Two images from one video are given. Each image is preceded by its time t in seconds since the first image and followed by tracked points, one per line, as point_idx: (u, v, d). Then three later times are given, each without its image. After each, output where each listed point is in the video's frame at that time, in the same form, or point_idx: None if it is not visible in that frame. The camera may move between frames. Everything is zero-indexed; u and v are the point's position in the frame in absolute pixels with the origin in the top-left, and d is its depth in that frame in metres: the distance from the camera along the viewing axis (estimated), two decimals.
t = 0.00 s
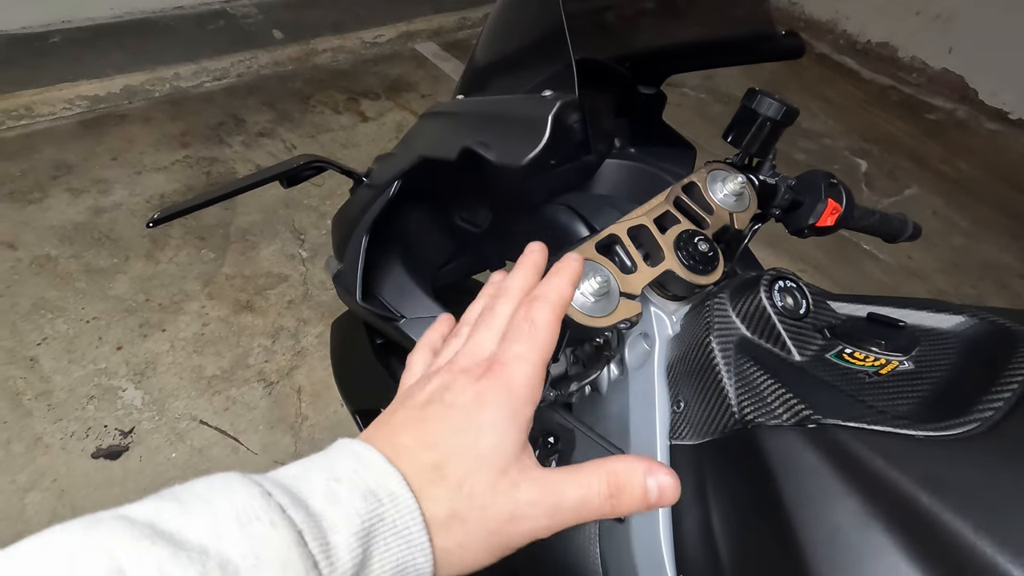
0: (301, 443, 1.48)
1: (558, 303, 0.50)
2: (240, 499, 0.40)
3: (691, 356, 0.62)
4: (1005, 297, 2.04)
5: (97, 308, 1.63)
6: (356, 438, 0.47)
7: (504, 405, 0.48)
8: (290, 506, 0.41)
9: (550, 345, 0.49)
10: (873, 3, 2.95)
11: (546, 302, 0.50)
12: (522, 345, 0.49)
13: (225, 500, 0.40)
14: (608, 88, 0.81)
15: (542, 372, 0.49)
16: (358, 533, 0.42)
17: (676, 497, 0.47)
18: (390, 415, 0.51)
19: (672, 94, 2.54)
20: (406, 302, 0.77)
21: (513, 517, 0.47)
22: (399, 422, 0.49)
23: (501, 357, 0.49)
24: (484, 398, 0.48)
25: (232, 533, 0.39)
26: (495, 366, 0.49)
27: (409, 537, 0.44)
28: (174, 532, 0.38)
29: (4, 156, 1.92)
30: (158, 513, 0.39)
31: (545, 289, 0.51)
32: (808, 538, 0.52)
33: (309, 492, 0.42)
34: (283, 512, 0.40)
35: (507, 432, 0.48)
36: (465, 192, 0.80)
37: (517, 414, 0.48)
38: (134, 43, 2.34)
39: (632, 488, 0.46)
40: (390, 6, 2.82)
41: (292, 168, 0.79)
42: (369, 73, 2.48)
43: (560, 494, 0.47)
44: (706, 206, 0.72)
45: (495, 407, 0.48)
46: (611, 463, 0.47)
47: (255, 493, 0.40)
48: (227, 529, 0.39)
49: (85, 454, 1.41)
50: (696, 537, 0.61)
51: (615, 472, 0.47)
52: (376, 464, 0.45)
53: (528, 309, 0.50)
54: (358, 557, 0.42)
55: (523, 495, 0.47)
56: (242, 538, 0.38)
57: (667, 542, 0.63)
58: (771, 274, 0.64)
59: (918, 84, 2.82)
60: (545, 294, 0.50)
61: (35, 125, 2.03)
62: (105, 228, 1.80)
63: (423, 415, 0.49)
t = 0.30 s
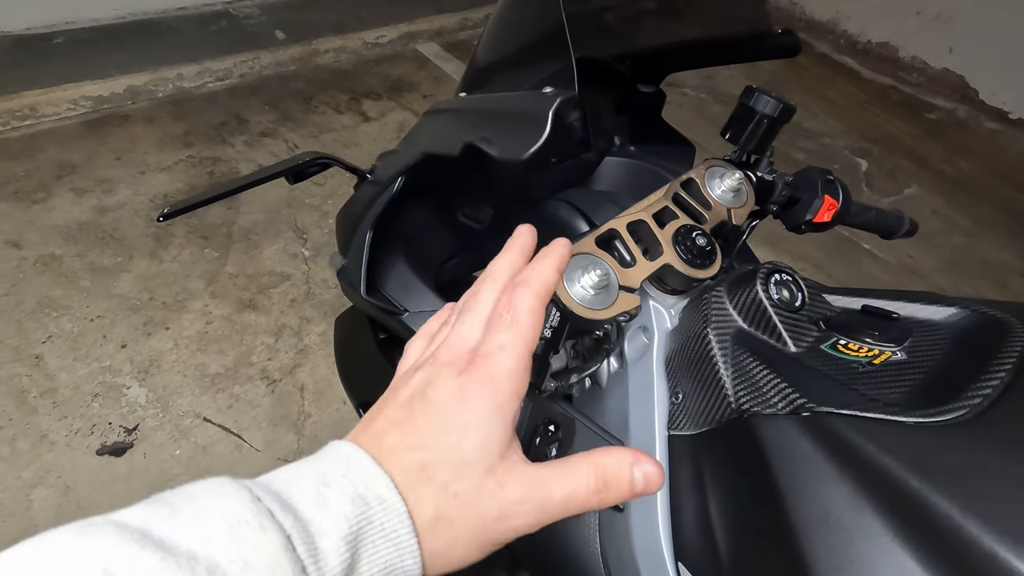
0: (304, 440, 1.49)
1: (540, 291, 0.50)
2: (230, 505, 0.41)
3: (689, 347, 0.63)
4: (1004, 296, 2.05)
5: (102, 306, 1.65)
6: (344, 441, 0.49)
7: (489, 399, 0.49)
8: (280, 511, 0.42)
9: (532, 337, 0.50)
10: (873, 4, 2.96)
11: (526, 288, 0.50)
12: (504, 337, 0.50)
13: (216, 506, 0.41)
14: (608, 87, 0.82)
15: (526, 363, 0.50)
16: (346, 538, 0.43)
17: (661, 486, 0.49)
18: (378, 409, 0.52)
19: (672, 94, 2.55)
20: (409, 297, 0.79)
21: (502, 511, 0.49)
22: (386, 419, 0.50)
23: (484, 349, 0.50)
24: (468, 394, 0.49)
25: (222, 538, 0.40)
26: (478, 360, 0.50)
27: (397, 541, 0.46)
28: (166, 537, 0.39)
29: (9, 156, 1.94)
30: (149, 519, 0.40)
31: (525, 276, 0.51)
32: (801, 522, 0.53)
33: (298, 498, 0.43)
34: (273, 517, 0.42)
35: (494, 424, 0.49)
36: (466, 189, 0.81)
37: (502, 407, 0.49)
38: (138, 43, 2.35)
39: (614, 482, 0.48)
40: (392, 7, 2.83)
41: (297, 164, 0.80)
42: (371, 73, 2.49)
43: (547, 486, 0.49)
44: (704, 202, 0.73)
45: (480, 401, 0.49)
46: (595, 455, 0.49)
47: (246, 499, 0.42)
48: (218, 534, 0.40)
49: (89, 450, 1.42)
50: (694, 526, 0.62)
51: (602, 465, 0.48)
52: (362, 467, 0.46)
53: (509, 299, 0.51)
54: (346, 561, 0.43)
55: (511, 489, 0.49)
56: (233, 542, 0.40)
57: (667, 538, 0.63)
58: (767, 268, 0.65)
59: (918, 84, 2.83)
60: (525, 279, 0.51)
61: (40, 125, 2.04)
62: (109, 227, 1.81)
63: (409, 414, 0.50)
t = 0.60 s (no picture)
0: (307, 441, 1.49)
1: (534, 390, 0.53)
2: (220, 528, 0.39)
3: (693, 351, 0.64)
4: (1007, 296, 2.04)
5: (104, 307, 1.65)
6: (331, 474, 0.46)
7: (481, 462, 0.49)
8: (271, 536, 0.40)
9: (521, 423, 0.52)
10: (875, 4, 2.96)
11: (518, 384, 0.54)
12: (498, 412, 0.52)
13: (207, 530, 0.39)
14: (611, 88, 0.82)
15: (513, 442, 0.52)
16: (334, 565, 0.40)
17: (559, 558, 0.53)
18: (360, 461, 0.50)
19: (674, 94, 2.55)
20: (412, 299, 0.79)
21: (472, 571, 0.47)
22: (375, 464, 0.48)
23: (476, 420, 0.51)
24: (465, 453, 0.49)
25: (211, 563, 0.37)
26: (473, 426, 0.51)
27: (380, 568, 0.42)
28: (155, 560, 0.37)
29: (12, 157, 1.94)
30: (138, 543, 0.38)
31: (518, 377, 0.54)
32: (804, 525, 0.53)
33: (287, 524, 0.41)
34: (265, 542, 0.39)
35: (481, 484, 0.49)
36: (470, 192, 0.82)
37: (490, 472, 0.49)
38: (141, 45, 2.36)
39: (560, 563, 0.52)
40: (393, 8, 2.84)
41: (301, 167, 0.80)
42: (373, 74, 2.49)
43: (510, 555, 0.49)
44: (707, 204, 0.73)
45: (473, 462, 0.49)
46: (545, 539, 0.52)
47: (236, 524, 0.39)
48: (208, 559, 0.38)
49: (92, 451, 1.42)
50: (697, 526, 0.62)
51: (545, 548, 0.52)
52: (351, 495, 0.44)
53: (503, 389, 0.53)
54: None
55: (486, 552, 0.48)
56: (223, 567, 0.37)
57: (670, 535, 0.64)
58: (771, 270, 0.66)
59: (921, 85, 2.83)
60: (515, 381, 0.54)
61: (43, 126, 2.05)
62: (112, 228, 1.82)
63: (404, 460, 0.48)
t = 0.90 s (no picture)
0: (307, 445, 1.48)
1: (537, 413, 0.53)
2: (219, 560, 0.38)
3: (699, 361, 0.63)
4: (1013, 298, 2.03)
5: (104, 310, 1.64)
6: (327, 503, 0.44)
7: (481, 492, 0.48)
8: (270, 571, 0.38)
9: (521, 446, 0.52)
10: (878, 4, 2.94)
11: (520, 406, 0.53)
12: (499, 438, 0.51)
13: (207, 564, 0.37)
14: (614, 90, 0.81)
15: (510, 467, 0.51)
16: None
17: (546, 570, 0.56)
18: (355, 486, 0.48)
19: (677, 95, 2.54)
20: (414, 307, 0.77)
21: None
22: (373, 494, 0.47)
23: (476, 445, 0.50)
24: (465, 483, 0.48)
25: None
26: (475, 453, 0.49)
27: None
28: None
29: (13, 159, 1.93)
30: None
31: (518, 399, 0.53)
32: (815, 541, 0.51)
33: (286, 559, 0.40)
34: None
35: (477, 513, 0.48)
36: (471, 197, 0.81)
37: (486, 501, 0.49)
38: (141, 46, 2.35)
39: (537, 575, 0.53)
40: (395, 9, 2.82)
41: (301, 173, 0.79)
42: (374, 75, 2.48)
43: None
44: (713, 209, 0.72)
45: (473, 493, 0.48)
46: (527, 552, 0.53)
47: (234, 558, 0.38)
48: None
49: (92, 455, 1.41)
50: (704, 542, 0.60)
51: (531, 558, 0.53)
52: (352, 530, 0.43)
53: (505, 409, 0.52)
54: None
55: None
56: None
57: (675, 550, 0.62)
58: (779, 279, 0.65)
59: (924, 85, 2.81)
60: (517, 403, 0.53)
61: (44, 128, 2.04)
62: (113, 230, 1.81)
63: (403, 490, 0.47)
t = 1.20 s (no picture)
0: (307, 451, 1.46)
1: (551, 393, 0.48)
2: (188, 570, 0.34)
3: (706, 377, 0.61)
4: (1020, 301, 2.00)
5: (105, 316, 1.62)
6: (319, 508, 0.41)
7: (488, 486, 0.44)
8: None
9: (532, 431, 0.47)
10: (882, 4, 2.92)
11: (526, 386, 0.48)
12: (511, 421, 0.46)
13: None
14: (617, 95, 0.80)
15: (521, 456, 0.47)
16: None
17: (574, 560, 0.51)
18: (348, 492, 0.43)
19: (680, 97, 2.52)
20: (414, 321, 0.76)
21: None
22: (368, 498, 0.42)
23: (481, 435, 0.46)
24: (471, 478, 0.44)
25: None
26: (479, 442, 0.45)
27: None
28: None
29: (13, 164, 1.92)
30: None
31: (525, 377, 0.49)
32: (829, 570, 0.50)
33: (270, 574, 0.36)
34: None
35: (489, 512, 0.44)
36: (474, 205, 0.79)
37: (496, 496, 0.44)
38: (143, 50, 2.33)
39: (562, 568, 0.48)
40: (397, 11, 2.81)
41: (298, 184, 0.78)
42: (375, 78, 2.47)
43: None
44: (720, 220, 0.70)
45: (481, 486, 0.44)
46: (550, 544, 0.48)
47: (206, 567, 0.35)
48: None
49: (92, 462, 1.40)
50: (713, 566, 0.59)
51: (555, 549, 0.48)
52: (344, 541, 0.39)
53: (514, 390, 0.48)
54: None
55: None
56: None
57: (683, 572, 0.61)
58: (789, 292, 0.63)
59: (929, 86, 2.79)
60: (521, 384, 0.48)
61: (45, 132, 2.02)
62: (113, 235, 1.79)
63: (402, 488, 0.43)
